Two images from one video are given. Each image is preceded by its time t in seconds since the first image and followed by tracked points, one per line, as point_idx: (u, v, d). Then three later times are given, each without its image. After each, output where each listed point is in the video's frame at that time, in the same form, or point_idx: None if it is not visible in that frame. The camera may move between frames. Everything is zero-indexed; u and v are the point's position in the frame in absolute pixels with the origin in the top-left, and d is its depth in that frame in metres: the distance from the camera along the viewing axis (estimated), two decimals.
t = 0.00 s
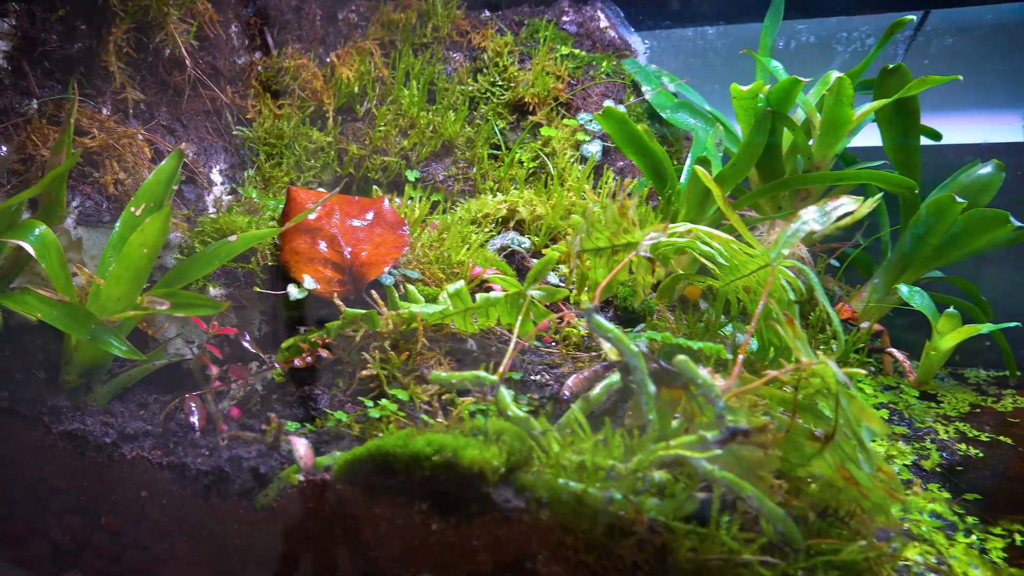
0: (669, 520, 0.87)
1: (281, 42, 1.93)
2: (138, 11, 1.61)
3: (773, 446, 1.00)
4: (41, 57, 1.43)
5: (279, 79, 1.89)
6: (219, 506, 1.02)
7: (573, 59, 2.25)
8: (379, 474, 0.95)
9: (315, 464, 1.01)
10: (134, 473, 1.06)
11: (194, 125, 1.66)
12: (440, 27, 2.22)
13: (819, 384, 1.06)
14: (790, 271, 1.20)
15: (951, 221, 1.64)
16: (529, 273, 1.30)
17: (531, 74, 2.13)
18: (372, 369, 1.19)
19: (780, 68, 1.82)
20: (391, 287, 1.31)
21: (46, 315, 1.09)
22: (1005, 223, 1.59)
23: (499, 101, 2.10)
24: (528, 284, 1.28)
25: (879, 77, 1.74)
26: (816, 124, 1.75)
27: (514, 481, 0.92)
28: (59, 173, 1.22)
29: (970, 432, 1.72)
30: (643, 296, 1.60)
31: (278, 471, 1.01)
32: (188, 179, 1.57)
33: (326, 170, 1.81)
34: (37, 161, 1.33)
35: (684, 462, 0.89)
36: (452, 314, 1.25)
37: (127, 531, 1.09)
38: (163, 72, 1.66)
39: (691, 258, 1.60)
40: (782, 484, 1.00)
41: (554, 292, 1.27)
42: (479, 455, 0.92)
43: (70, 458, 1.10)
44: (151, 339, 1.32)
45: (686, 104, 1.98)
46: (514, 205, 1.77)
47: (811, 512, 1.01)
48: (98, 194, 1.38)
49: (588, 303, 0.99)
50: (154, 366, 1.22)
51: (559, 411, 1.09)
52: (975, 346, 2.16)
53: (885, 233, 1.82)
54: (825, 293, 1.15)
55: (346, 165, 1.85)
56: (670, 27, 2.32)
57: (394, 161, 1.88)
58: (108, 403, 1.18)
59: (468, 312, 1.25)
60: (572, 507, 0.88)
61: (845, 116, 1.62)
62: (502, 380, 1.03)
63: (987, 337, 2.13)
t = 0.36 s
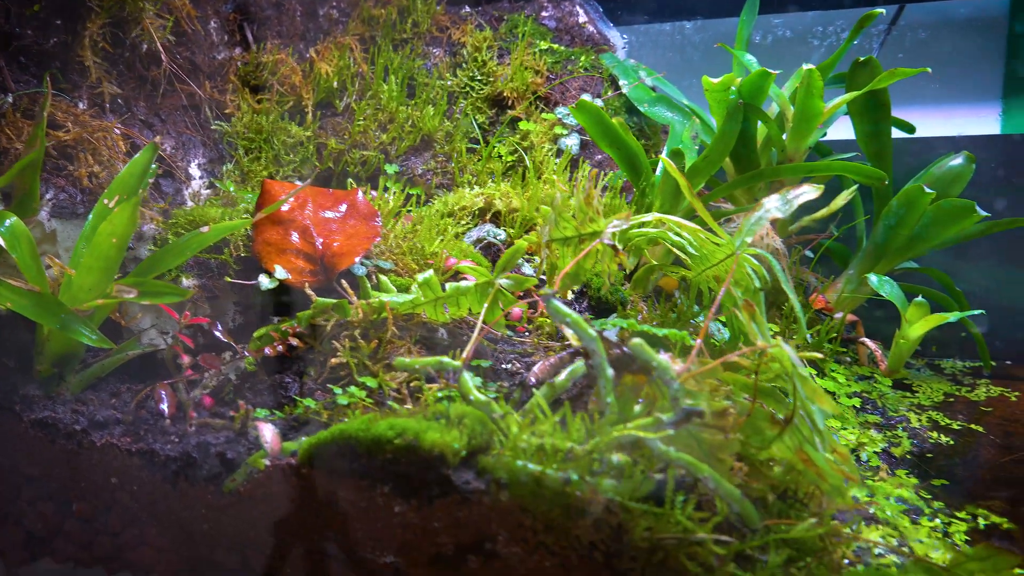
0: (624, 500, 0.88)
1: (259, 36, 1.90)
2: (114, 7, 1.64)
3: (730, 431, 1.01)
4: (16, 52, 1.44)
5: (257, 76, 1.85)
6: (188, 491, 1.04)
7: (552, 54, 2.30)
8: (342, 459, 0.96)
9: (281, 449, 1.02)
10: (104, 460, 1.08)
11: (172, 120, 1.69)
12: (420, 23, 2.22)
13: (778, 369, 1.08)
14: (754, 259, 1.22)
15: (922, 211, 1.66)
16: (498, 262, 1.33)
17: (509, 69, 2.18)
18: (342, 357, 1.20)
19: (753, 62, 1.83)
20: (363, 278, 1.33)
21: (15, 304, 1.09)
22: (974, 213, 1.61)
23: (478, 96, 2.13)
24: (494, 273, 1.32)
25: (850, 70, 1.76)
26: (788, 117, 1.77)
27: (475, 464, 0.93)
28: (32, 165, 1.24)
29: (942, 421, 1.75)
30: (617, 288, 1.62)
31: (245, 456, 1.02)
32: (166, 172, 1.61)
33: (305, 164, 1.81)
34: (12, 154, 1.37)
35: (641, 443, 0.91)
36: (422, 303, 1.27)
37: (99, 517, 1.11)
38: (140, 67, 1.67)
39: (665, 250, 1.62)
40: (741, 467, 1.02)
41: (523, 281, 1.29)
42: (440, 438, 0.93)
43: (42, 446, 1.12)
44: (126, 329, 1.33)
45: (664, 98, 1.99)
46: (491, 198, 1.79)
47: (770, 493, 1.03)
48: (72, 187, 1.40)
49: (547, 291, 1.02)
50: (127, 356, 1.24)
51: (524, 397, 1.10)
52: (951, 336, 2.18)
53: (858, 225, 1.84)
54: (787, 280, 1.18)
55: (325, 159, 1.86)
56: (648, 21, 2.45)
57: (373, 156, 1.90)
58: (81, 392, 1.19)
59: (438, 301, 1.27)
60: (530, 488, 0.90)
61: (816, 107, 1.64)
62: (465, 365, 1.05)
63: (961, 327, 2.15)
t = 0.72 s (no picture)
0: (588, 482, 0.90)
1: (243, 28, 1.84)
2: None
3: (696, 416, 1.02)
4: None
5: (239, 68, 1.78)
6: (161, 476, 1.05)
7: (536, 48, 2.37)
8: (312, 443, 0.97)
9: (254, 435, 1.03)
10: (79, 446, 1.09)
11: (156, 112, 1.69)
12: (404, 17, 2.23)
13: (745, 356, 1.10)
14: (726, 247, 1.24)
15: (899, 203, 1.67)
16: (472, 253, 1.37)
17: (492, 62, 2.24)
18: (316, 345, 1.21)
19: (733, 55, 1.85)
20: (341, 267, 1.35)
21: None
22: (950, 204, 1.63)
23: (463, 89, 2.18)
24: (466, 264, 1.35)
25: (828, 63, 1.77)
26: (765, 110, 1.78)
27: (442, 448, 0.94)
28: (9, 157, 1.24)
29: (918, 411, 1.76)
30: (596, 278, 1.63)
31: (217, 441, 1.03)
32: (148, 165, 1.60)
33: (289, 156, 1.74)
34: None
35: (605, 427, 0.92)
36: (397, 291, 1.29)
37: (73, 503, 1.13)
38: (123, 60, 1.71)
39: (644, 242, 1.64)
40: (709, 451, 1.03)
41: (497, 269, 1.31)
42: (407, 422, 0.95)
43: (17, 432, 1.13)
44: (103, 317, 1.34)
45: (645, 91, 2.01)
46: (472, 190, 1.81)
47: (736, 477, 1.04)
48: (51, 177, 1.41)
49: (513, 277, 1.07)
50: (105, 346, 1.27)
51: (497, 385, 1.10)
52: (931, 328, 2.21)
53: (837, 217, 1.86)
54: (753, 266, 1.22)
55: (309, 152, 1.80)
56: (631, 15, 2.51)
57: (357, 148, 1.90)
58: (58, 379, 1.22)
59: (414, 289, 1.29)
60: (496, 470, 0.91)
61: (794, 99, 1.65)
62: (435, 351, 1.07)
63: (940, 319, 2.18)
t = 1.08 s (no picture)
0: (545, 466, 0.91)
1: (225, 21, 1.86)
2: None
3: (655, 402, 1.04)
4: None
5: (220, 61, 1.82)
6: (128, 461, 1.06)
7: (516, 42, 2.38)
8: (276, 429, 0.99)
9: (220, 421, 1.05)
10: (47, 431, 1.10)
11: (136, 104, 1.70)
12: (385, 10, 2.23)
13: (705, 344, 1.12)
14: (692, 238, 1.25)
15: (871, 197, 1.69)
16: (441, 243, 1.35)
17: (473, 56, 2.25)
18: (285, 333, 1.23)
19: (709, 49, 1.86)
20: (314, 257, 1.37)
21: None
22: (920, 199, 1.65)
23: (442, 84, 2.18)
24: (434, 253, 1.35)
25: (802, 59, 1.79)
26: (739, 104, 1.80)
27: (403, 433, 0.96)
28: None
29: (889, 402, 1.78)
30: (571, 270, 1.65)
31: (184, 427, 1.05)
32: (127, 155, 1.62)
33: (268, 149, 1.79)
34: None
35: (561, 412, 0.95)
36: (368, 281, 1.30)
37: (43, 488, 1.14)
38: (100, 51, 1.67)
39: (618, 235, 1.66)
40: (668, 437, 1.05)
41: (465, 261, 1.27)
42: (368, 407, 0.97)
43: None
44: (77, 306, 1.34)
45: (624, 86, 2.01)
46: (449, 182, 1.83)
47: (696, 464, 1.06)
48: (26, 166, 1.44)
49: (473, 266, 1.09)
50: (78, 334, 1.26)
51: (459, 369, 1.14)
52: (907, 323, 2.24)
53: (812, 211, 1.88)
54: (716, 256, 1.25)
55: (289, 145, 1.86)
56: (612, 11, 2.55)
57: (336, 141, 1.94)
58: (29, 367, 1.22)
59: (385, 279, 1.31)
60: (454, 455, 0.92)
61: (767, 94, 1.67)
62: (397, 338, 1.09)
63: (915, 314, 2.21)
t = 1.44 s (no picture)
0: (505, 452, 0.93)
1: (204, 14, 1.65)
2: None
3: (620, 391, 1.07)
4: None
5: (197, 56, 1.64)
6: (97, 450, 1.07)
7: (496, 37, 2.40)
8: (243, 417, 1.00)
9: (188, 410, 1.06)
10: (17, 421, 1.11)
11: (113, 98, 1.72)
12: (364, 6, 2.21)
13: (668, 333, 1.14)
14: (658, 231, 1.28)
15: (841, 191, 1.70)
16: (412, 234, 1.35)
17: (452, 52, 2.27)
18: (256, 324, 1.25)
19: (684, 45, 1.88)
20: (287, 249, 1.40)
21: None
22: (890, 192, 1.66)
23: (422, 79, 2.22)
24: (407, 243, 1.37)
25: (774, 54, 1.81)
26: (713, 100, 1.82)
27: (368, 420, 0.97)
28: None
29: (862, 394, 1.81)
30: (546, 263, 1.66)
31: (152, 416, 1.06)
32: (105, 150, 1.64)
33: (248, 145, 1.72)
34: None
35: (522, 399, 0.99)
36: (340, 273, 1.32)
37: (13, 477, 1.15)
38: (77, 46, 1.72)
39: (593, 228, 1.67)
40: (631, 424, 1.07)
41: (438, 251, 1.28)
42: (331, 395, 0.98)
43: None
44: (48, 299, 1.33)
45: (602, 81, 2.03)
46: (426, 176, 1.84)
47: (659, 451, 1.08)
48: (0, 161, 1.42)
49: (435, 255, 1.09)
50: (51, 325, 1.26)
51: (428, 358, 1.15)
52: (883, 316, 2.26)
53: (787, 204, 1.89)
54: (682, 247, 1.27)
55: (269, 139, 1.82)
56: (591, 7, 2.55)
57: (315, 136, 1.94)
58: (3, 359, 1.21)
59: (357, 271, 1.32)
60: (416, 441, 0.94)
61: (739, 90, 1.69)
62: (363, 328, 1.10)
63: (890, 307, 2.24)
